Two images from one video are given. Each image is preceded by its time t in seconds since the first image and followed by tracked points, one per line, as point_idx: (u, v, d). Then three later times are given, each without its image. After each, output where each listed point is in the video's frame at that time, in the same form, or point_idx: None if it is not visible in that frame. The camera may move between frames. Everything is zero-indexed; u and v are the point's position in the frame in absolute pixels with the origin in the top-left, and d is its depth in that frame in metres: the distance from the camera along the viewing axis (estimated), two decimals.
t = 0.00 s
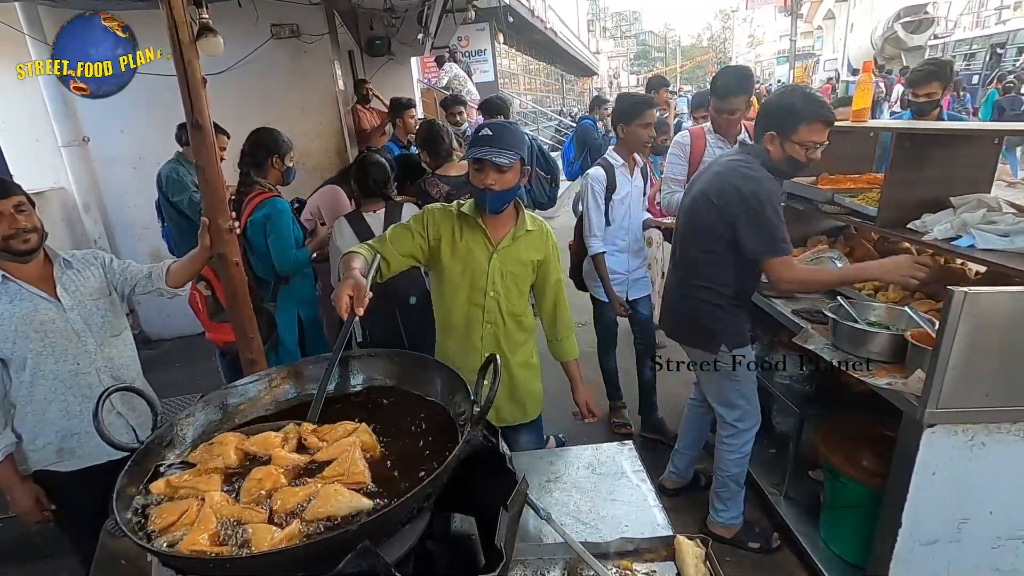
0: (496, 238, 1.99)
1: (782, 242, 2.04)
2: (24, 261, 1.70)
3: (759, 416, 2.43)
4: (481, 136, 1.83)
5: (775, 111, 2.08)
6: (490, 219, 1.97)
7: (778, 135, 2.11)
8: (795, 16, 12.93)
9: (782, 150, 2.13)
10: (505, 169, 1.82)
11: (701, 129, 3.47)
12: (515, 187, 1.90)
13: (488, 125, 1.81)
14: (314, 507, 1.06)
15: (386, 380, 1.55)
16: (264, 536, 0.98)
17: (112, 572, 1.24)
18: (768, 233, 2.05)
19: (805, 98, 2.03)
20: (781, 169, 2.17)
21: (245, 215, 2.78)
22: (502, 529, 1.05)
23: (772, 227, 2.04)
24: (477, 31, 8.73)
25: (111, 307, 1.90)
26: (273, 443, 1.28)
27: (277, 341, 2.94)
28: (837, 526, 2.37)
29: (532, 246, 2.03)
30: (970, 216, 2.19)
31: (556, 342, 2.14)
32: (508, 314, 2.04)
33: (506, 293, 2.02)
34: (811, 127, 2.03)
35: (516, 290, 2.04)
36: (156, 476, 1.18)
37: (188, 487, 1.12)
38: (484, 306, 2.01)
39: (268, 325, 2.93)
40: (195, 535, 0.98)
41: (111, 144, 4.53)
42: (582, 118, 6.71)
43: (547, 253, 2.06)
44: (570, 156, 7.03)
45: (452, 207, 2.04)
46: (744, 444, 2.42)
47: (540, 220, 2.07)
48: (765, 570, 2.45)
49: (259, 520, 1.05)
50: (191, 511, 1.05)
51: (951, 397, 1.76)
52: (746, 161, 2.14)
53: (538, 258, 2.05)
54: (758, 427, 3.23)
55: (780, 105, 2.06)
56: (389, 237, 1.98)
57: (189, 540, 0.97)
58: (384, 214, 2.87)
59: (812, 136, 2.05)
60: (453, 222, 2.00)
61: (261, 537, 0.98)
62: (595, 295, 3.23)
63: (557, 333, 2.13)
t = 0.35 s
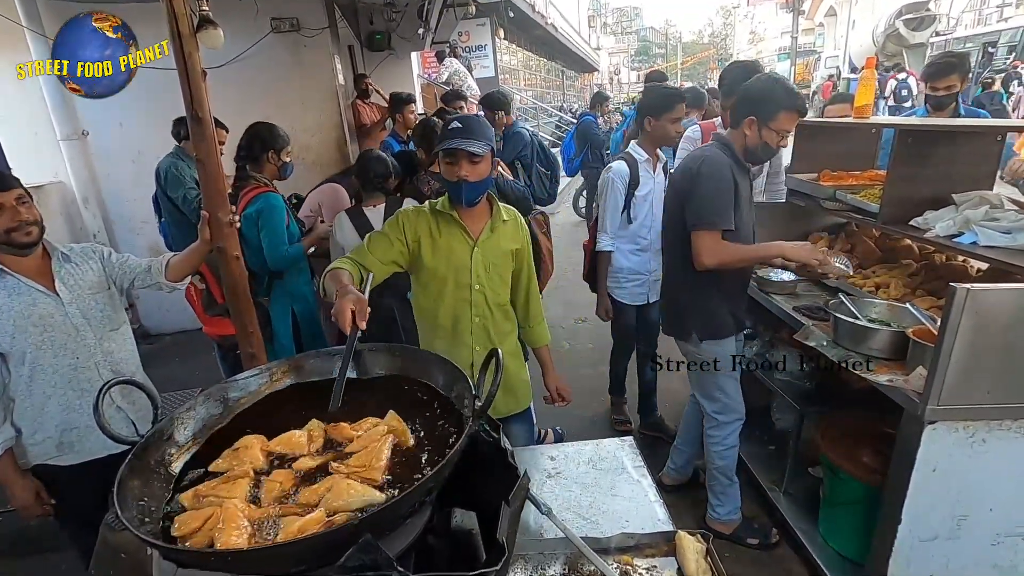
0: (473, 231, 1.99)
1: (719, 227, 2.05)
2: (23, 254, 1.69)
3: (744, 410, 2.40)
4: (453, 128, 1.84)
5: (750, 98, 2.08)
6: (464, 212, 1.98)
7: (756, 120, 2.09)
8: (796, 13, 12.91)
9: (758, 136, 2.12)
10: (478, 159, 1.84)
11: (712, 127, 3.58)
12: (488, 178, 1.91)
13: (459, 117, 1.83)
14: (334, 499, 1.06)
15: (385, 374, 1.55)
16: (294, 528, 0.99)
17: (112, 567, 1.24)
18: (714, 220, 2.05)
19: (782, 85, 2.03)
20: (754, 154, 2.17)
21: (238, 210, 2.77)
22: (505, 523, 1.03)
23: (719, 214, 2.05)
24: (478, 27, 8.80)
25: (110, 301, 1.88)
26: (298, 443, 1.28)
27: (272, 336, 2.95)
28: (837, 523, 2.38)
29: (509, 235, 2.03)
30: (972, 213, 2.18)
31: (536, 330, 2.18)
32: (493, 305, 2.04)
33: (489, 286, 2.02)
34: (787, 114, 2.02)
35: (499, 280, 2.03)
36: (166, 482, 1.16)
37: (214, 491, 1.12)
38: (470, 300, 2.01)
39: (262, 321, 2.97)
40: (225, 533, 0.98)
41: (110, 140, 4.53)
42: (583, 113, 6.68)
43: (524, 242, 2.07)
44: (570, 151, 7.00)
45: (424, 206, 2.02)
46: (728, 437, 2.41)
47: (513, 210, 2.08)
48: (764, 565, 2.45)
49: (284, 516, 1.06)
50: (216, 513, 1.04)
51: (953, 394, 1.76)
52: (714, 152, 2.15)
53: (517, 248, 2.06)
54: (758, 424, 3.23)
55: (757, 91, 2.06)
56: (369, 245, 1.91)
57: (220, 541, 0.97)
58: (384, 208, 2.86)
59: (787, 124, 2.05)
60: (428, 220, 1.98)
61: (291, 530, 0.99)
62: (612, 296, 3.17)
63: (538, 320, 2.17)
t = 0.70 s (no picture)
0: (470, 222, 1.98)
1: (715, 218, 2.03)
2: (17, 247, 1.67)
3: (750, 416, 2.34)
4: (442, 119, 1.82)
5: (736, 87, 2.08)
6: (459, 202, 1.97)
7: (741, 111, 2.09)
8: (794, 7, 12.89)
9: (743, 127, 2.11)
10: (471, 148, 1.84)
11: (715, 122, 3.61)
12: (482, 168, 1.91)
13: (447, 107, 1.81)
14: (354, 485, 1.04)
15: (381, 368, 1.54)
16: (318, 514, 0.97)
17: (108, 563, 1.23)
18: (709, 210, 2.03)
19: (765, 75, 2.02)
20: (740, 146, 2.15)
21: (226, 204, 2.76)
22: (502, 518, 1.02)
23: (713, 204, 2.03)
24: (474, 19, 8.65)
25: (102, 295, 1.87)
26: (317, 436, 1.28)
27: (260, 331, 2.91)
28: (833, 516, 2.39)
29: (505, 224, 2.03)
30: (969, 206, 2.18)
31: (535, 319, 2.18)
32: (493, 295, 2.03)
33: (489, 277, 2.01)
34: (771, 105, 2.01)
35: (498, 269, 2.03)
36: (173, 481, 1.14)
37: (237, 486, 1.11)
38: (471, 291, 2.00)
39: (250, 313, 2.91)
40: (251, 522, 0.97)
41: (101, 132, 4.45)
42: (579, 107, 6.65)
43: (519, 232, 2.07)
44: (567, 146, 6.99)
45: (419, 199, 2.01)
46: (732, 442, 2.35)
47: (507, 200, 2.08)
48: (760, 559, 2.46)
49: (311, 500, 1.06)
50: (235, 508, 1.03)
51: (950, 387, 1.76)
52: (702, 144, 2.14)
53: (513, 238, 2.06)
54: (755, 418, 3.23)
55: (742, 81, 2.05)
56: (369, 245, 1.90)
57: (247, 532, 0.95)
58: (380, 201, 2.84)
59: (772, 114, 2.04)
60: (424, 214, 1.96)
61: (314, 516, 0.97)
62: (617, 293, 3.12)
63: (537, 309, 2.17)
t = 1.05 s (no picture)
0: (475, 215, 1.97)
1: (739, 234, 1.99)
2: (7, 242, 1.65)
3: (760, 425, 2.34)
4: (446, 112, 1.85)
5: (760, 86, 2.02)
6: (464, 195, 1.96)
7: (766, 111, 2.04)
8: (790, 6, 12.91)
9: (768, 128, 2.06)
10: (474, 139, 1.83)
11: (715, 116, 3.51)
12: (486, 160, 1.90)
13: (452, 100, 1.84)
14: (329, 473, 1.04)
15: (377, 364, 1.53)
16: (286, 505, 0.97)
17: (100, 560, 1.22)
18: (734, 224, 1.98)
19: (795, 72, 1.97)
20: (764, 147, 2.11)
21: (233, 198, 2.74)
22: (499, 516, 1.02)
23: (739, 218, 1.98)
24: (471, 16, 8.67)
25: (95, 290, 1.85)
26: (298, 422, 1.27)
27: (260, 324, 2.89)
28: (828, 513, 2.40)
29: (510, 218, 2.02)
30: (966, 205, 2.18)
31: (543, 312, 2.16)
32: (497, 288, 2.02)
33: (493, 270, 2.00)
34: (802, 105, 1.96)
35: (503, 263, 2.02)
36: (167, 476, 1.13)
37: (215, 464, 1.11)
38: (475, 284, 1.99)
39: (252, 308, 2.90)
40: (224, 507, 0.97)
41: (94, 126, 4.42)
42: (576, 104, 6.65)
43: (525, 226, 2.06)
44: (564, 143, 6.98)
45: (423, 194, 2.01)
46: (741, 453, 2.33)
47: (512, 193, 2.07)
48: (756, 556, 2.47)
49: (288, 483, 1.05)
50: (211, 485, 1.04)
51: (945, 385, 1.77)
52: (724, 149, 2.08)
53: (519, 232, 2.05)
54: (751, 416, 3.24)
55: (765, 80, 2.00)
56: (376, 240, 1.90)
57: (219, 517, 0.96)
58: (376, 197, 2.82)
59: (801, 114, 1.99)
60: (428, 206, 1.97)
61: (283, 507, 0.97)
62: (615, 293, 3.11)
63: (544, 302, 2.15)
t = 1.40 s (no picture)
0: (472, 214, 1.97)
1: (736, 227, 1.97)
2: None
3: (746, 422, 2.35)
4: (448, 108, 1.83)
5: (761, 77, 2.00)
6: (463, 191, 1.95)
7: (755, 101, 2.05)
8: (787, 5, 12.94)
9: (756, 118, 2.06)
10: (473, 138, 1.81)
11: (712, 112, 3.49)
12: (487, 158, 1.88)
13: (454, 98, 1.81)
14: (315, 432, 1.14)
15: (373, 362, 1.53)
16: (272, 460, 1.07)
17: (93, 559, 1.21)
18: (729, 217, 1.98)
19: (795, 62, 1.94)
20: (759, 141, 2.08)
21: (245, 194, 2.71)
22: (495, 513, 1.01)
23: (735, 211, 1.97)
24: (469, 13, 8.73)
25: (89, 288, 1.83)
26: (293, 386, 1.36)
27: (263, 322, 2.88)
28: (824, 509, 2.40)
29: (509, 218, 1.99)
30: (961, 202, 2.18)
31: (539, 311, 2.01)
32: (490, 288, 2.00)
33: (489, 267, 1.99)
34: (796, 93, 1.94)
35: (499, 263, 2.00)
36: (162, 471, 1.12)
37: (212, 418, 1.23)
38: (469, 282, 1.99)
39: (254, 305, 2.88)
40: (215, 457, 1.07)
41: (89, 122, 4.40)
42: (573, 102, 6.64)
43: (527, 224, 2.01)
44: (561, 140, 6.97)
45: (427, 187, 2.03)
46: (727, 449, 2.34)
47: (517, 192, 2.03)
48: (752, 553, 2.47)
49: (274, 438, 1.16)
50: (205, 436, 1.15)
51: (941, 382, 1.77)
52: (730, 142, 2.07)
53: (520, 231, 2.01)
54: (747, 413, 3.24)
55: (765, 72, 1.98)
56: (377, 232, 1.96)
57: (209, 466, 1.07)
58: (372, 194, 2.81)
59: (796, 103, 1.96)
60: (427, 200, 1.98)
61: (269, 461, 1.07)
62: (620, 293, 3.10)
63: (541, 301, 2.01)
